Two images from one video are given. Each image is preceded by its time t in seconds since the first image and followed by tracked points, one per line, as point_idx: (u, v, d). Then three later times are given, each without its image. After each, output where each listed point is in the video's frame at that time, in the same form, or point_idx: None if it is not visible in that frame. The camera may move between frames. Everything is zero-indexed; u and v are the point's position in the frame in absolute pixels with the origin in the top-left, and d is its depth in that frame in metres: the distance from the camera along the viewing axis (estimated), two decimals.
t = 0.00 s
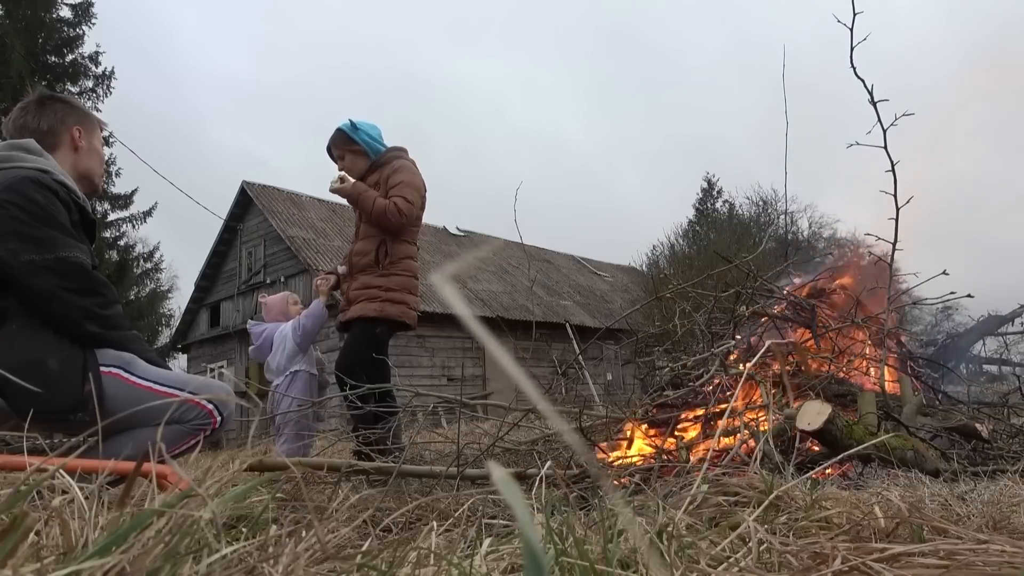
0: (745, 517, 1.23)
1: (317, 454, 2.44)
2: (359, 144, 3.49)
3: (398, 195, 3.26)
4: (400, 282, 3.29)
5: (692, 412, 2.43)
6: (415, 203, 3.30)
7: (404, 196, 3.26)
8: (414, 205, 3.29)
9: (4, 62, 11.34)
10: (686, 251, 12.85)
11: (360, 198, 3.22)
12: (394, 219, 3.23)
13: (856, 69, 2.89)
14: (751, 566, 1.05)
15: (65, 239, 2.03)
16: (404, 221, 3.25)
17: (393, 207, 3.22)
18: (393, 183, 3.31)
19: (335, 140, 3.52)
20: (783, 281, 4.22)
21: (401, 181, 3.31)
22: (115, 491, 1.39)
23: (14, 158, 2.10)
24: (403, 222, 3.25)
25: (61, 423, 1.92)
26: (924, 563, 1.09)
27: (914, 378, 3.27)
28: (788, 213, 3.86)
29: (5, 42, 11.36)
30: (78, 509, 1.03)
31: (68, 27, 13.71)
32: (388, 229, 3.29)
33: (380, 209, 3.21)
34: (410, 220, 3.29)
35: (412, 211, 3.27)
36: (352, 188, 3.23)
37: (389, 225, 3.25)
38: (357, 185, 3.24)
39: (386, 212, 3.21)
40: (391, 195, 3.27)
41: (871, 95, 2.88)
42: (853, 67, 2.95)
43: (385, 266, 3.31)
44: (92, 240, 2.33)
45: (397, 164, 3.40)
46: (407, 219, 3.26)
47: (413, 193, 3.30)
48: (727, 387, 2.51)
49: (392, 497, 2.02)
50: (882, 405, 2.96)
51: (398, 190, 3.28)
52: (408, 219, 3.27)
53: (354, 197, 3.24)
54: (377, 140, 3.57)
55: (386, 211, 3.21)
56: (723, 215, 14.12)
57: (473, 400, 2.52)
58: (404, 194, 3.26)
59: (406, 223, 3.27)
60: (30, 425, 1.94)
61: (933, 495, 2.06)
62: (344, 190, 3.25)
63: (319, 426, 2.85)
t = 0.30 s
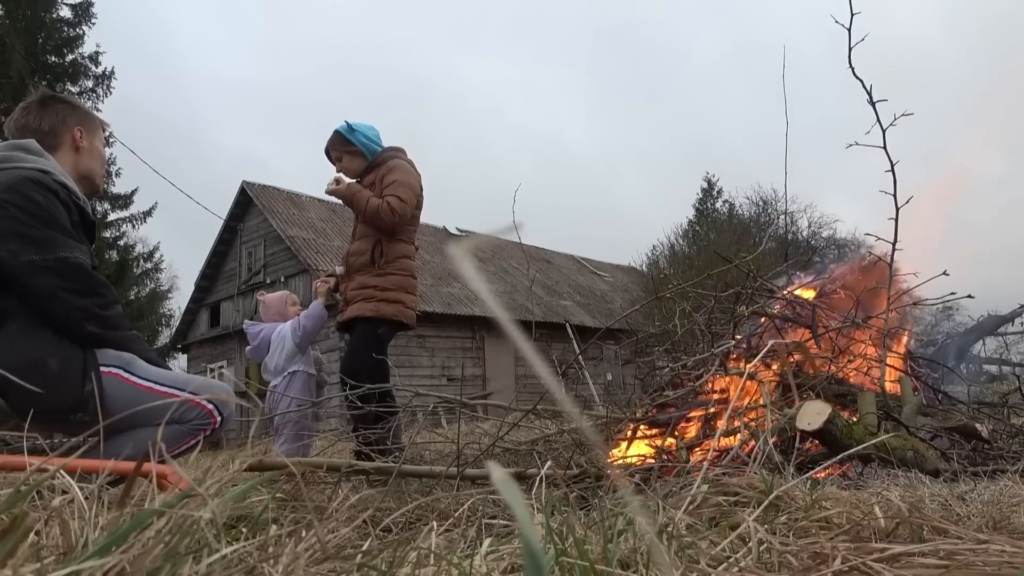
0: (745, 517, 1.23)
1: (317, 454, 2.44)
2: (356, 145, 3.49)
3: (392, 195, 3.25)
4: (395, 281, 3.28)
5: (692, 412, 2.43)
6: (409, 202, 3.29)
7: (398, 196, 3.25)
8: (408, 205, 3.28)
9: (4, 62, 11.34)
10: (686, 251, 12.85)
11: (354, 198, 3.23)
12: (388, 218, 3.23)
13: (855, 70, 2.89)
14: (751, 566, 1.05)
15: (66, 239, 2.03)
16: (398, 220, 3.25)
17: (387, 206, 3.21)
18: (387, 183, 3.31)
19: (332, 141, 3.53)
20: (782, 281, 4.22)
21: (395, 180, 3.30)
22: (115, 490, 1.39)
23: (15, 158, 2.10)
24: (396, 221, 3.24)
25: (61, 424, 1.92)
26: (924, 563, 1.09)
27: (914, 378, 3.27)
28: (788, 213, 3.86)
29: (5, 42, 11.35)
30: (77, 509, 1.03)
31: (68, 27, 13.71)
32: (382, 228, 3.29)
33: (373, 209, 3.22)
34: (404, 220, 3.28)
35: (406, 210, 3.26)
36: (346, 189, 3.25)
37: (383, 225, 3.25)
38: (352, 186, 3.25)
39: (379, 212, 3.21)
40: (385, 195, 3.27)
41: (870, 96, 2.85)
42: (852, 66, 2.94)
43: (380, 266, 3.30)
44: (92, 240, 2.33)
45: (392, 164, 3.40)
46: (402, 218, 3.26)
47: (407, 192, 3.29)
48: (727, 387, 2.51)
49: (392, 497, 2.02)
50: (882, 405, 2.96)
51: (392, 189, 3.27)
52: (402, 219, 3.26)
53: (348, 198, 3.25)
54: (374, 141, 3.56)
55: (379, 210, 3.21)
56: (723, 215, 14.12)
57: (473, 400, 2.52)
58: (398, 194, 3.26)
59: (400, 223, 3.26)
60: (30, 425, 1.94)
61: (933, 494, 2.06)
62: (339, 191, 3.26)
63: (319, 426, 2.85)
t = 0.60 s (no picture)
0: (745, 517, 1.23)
1: (317, 454, 2.44)
2: (356, 146, 3.49)
3: (392, 194, 3.25)
4: (395, 281, 3.28)
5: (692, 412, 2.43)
6: (409, 202, 3.29)
7: (398, 195, 3.25)
8: (408, 204, 3.29)
9: (4, 62, 11.34)
10: (686, 251, 12.85)
11: (354, 198, 3.24)
12: (387, 218, 3.23)
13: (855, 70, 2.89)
14: (751, 566, 1.05)
15: (66, 239, 2.03)
16: (398, 220, 3.25)
17: (387, 205, 3.22)
18: (387, 183, 3.31)
19: (332, 143, 3.53)
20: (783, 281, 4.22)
21: (395, 180, 3.30)
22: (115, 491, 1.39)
23: (15, 158, 2.10)
24: (396, 221, 3.24)
25: (61, 424, 1.92)
26: (924, 563, 1.09)
27: (914, 378, 3.28)
28: (788, 213, 3.86)
29: (5, 42, 11.34)
30: (77, 509, 1.03)
31: (68, 27, 13.70)
32: (382, 228, 3.29)
33: (373, 208, 3.22)
34: (404, 220, 3.28)
35: (405, 210, 3.26)
36: (346, 189, 3.26)
37: (383, 224, 3.25)
38: (352, 185, 3.25)
39: (379, 211, 3.21)
40: (385, 194, 3.27)
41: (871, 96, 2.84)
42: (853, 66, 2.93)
43: (379, 265, 3.30)
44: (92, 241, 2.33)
45: (392, 164, 3.40)
46: (401, 218, 3.26)
47: (407, 192, 3.29)
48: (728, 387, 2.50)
49: (392, 497, 2.02)
50: (882, 405, 2.96)
51: (393, 189, 3.27)
52: (402, 218, 3.26)
53: (348, 198, 3.25)
54: (375, 142, 3.56)
55: (379, 210, 3.21)
56: (723, 215, 14.12)
57: (473, 400, 2.52)
58: (398, 193, 3.26)
59: (400, 222, 3.26)
60: (29, 425, 1.94)
61: (933, 494, 2.06)
62: (339, 191, 3.26)
63: (318, 426, 2.85)
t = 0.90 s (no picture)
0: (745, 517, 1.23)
1: (316, 454, 2.44)
2: (356, 146, 3.49)
3: (392, 194, 3.25)
4: (394, 281, 3.28)
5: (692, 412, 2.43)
6: (409, 201, 3.29)
7: (398, 195, 3.25)
8: (408, 204, 3.28)
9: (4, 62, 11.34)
10: (686, 251, 12.86)
11: (354, 197, 3.24)
12: (387, 217, 3.23)
13: (855, 70, 2.89)
14: (751, 566, 1.05)
15: (66, 239, 2.03)
16: (398, 220, 3.25)
17: (387, 205, 3.22)
18: (387, 183, 3.31)
19: (333, 143, 3.54)
20: (782, 281, 4.21)
21: (395, 180, 3.30)
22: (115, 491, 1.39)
23: (16, 158, 2.10)
24: (396, 220, 3.24)
25: (61, 424, 1.92)
26: (924, 563, 1.09)
27: (914, 378, 3.28)
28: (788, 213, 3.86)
29: (5, 42, 11.34)
30: (78, 509, 1.03)
31: (68, 27, 13.70)
32: (382, 228, 3.29)
33: (372, 208, 3.22)
34: (404, 219, 3.28)
35: (405, 210, 3.26)
36: (346, 189, 3.26)
37: (383, 224, 3.24)
38: (352, 185, 3.25)
39: (378, 211, 3.21)
40: (385, 194, 3.27)
41: (871, 96, 2.85)
42: (853, 66, 2.93)
43: (379, 265, 3.30)
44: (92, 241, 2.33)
45: (392, 164, 3.40)
46: (401, 218, 3.26)
47: (407, 192, 3.29)
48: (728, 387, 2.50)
49: (392, 497, 2.02)
50: (882, 405, 2.96)
51: (392, 189, 3.27)
52: (401, 218, 3.26)
53: (348, 198, 3.25)
54: (375, 142, 3.56)
55: (379, 209, 3.21)
56: (723, 215, 14.13)
57: (473, 400, 2.51)
58: (398, 193, 3.26)
59: (399, 222, 3.26)
60: (30, 425, 1.94)
61: (933, 494, 2.06)
62: (339, 190, 3.27)
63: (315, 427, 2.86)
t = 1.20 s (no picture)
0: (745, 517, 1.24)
1: (316, 454, 2.43)
2: (358, 146, 3.49)
3: (393, 194, 3.25)
4: (394, 281, 3.28)
5: (692, 412, 2.43)
6: (410, 202, 3.29)
7: (398, 195, 3.25)
8: (409, 205, 3.28)
9: (4, 62, 11.34)
10: (686, 251, 12.86)
11: (354, 198, 3.24)
12: (387, 218, 3.23)
13: (855, 70, 2.89)
14: (751, 566, 1.05)
15: (64, 239, 2.03)
16: (398, 220, 3.25)
17: (387, 205, 3.22)
18: (388, 183, 3.31)
19: (335, 143, 3.54)
20: (782, 281, 4.21)
21: (396, 180, 3.30)
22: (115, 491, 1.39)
23: (14, 158, 2.11)
24: (396, 221, 3.24)
25: (61, 424, 1.92)
26: (924, 563, 1.09)
27: (914, 378, 3.28)
28: (787, 213, 3.86)
29: (5, 42, 11.34)
30: (78, 509, 1.03)
31: (68, 27, 13.70)
32: (382, 228, 3.29)
33: (373, 209, 3.22)
34: (404, 220, 3.28)
35: (406, 210, 3.25)
36: (346, 190, 3.26)
37: (383, 225, 3.25)
38: (352, 186, 3.26)
39: (378, 212, 3.21)
40: (386, 194, 3.27)
41: (870, 96, 2.86)
42: (853, 66, 2.93)
43: (379, 265, 3.30)
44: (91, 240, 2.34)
45: (393, 164, 3.40)
46: (401, 218, 3.26)
47: (408, 192, 3.29)
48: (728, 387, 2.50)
49: (392, 497, 2.02)
50: (882, 405, 2.96)
51: (393, 189, 3.27)
52: (402, 218, 3.26)
53: (348, 198, 3.26)
54: (378, 143, 3.56)
55: (379, 210, 3.21)
56: (723, 215, 14.14)
57: (473, 400, 2.51)
58: (398, 193, 3.26)
59: (400, 223, 3.26)
60: (30, 425, 1.94)
61: (933, 494, 2.06)
62: (339, 191, 3.27)
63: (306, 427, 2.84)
